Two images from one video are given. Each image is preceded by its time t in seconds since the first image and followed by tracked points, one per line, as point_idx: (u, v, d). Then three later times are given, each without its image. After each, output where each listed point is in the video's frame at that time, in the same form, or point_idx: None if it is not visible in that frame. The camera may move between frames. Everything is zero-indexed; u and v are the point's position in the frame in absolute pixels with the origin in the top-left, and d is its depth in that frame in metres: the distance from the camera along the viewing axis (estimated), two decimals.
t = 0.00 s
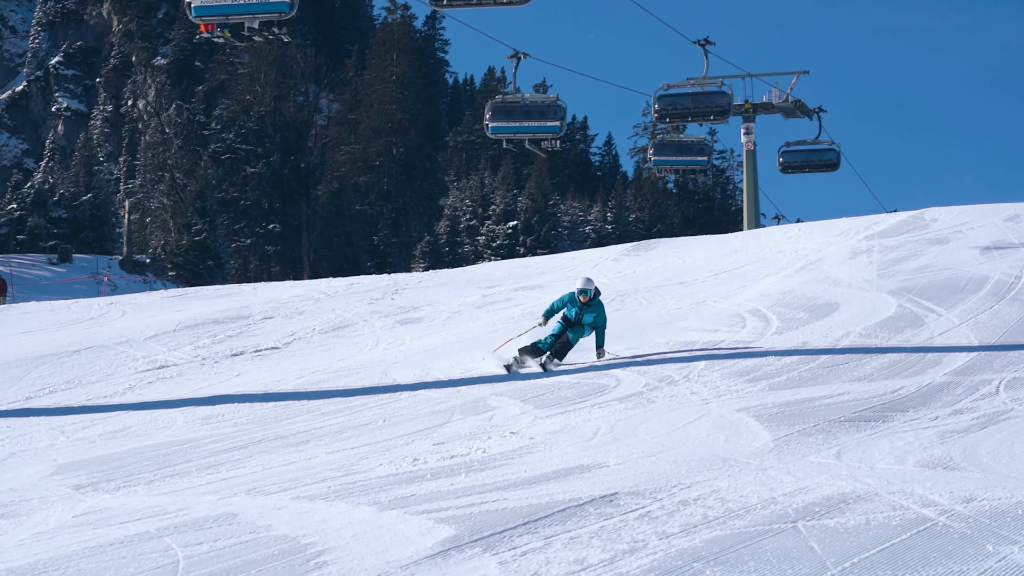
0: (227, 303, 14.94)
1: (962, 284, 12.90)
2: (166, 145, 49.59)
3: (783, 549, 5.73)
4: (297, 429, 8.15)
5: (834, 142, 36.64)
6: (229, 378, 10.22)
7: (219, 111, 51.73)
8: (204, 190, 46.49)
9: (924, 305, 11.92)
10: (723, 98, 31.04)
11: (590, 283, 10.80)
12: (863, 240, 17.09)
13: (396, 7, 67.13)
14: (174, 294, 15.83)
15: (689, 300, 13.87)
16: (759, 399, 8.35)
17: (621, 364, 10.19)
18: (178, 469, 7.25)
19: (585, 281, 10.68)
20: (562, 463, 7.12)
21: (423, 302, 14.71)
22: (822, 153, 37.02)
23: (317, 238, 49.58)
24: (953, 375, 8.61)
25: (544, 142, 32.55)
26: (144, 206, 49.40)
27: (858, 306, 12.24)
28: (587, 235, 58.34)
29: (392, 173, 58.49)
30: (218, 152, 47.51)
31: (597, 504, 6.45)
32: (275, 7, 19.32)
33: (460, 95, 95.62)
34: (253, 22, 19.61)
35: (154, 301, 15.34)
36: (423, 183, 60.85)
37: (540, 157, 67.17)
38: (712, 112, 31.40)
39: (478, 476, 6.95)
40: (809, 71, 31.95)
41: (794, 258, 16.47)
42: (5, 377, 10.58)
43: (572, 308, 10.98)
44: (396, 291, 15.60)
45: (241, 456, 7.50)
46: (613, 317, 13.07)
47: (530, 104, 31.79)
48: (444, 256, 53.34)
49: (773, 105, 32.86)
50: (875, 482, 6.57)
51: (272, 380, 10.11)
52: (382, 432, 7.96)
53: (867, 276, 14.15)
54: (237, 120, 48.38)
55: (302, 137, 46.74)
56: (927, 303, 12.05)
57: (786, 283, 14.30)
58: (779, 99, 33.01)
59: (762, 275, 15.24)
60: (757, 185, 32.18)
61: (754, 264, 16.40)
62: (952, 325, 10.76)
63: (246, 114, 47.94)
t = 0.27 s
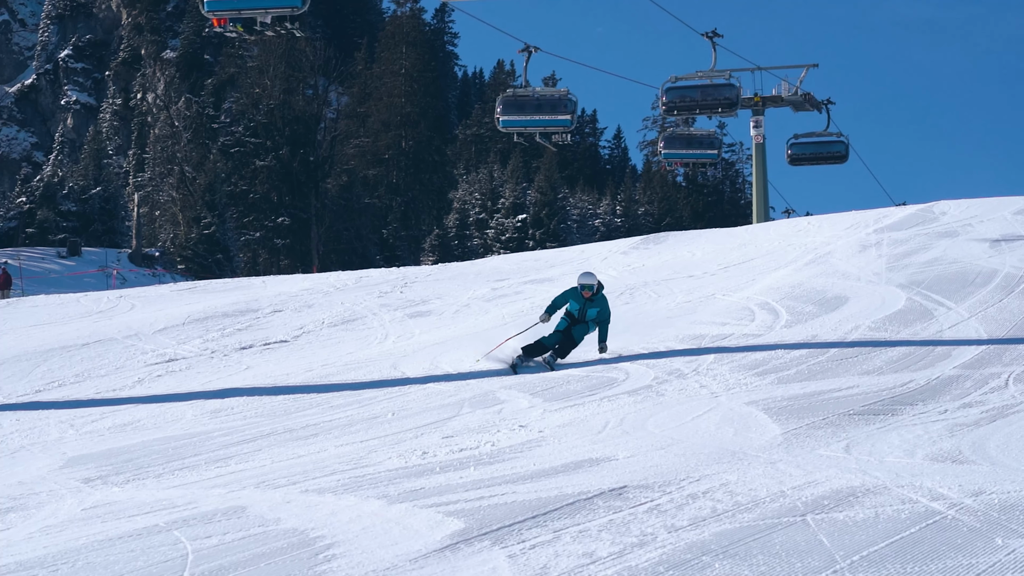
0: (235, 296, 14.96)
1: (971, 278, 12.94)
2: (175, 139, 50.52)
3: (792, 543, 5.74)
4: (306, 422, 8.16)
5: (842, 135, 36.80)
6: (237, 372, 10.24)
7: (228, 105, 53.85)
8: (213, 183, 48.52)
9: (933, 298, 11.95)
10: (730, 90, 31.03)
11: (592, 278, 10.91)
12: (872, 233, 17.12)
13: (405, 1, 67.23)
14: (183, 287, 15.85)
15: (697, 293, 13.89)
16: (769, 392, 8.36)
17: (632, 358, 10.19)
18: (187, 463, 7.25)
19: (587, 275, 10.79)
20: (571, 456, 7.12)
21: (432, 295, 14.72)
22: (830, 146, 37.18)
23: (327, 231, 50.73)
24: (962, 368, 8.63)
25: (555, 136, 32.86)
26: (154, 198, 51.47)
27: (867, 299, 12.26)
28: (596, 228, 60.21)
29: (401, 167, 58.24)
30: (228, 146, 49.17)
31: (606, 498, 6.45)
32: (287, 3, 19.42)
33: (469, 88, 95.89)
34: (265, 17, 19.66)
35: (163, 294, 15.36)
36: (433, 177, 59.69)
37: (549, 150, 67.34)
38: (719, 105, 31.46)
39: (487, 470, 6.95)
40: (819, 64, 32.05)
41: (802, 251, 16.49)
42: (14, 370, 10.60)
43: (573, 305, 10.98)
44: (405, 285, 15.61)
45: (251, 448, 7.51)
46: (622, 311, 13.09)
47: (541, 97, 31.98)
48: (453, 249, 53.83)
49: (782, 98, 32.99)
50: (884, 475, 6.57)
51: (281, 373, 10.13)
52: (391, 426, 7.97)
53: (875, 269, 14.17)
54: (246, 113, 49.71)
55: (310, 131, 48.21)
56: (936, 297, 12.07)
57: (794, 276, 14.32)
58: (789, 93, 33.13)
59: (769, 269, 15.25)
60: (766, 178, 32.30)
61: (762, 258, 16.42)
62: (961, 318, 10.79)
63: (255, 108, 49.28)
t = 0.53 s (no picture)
0: (239, 292, 14.97)
1: (975, 273, 12.96)
2: (179, 134, 53.10)
3: (795, 538, 5.74)
4: (310, 418, 8.16)
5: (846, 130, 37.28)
6: (241, 367, 10.25)
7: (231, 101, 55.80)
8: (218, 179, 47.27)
9: (937, 294, 11.98)
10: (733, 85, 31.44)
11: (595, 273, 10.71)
12: (876, 229, 17.15)
13: None
14: (188, 283, 15.87)
15: (701, 289, 13.90)
16: (772, 388, 8.38)
17: (638, 354, 10.21)
18: (191, 458, 7.25)
19: (590, 271, 10.62)
20: (575, 452, 7.13)
21: (437, 291, 14.73)
22: (833, 141, 37.71)
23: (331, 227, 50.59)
24: (966, 364, 8.65)
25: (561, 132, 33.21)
26: (159, 193, 53.35)
27: (871, 294, 12.29)
28: (600, 224, 59.55)
29: (406, 163, 59.21)
30: (232, 141, 50.09)
31: (610, 493, 6.45)
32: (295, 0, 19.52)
33: (473, 83, 96.16)
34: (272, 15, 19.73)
35: (167, 289, 15.38)
36: (438, 172, 62.08)
37: (553, 145, 67.48)
38: (722, 100, 31.83)
39: (491, 466, 6.95)
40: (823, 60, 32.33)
41: (806, 247, 16.50)
42: (18, 365, 10.60)
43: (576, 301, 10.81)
44: (409, 280, 15.62)
45: (254, 445, 7.51)
46: (627, 306, 13.11)
47: (548, 93, 32.35)
48: (457, 245, 54.15)
49: (787, 94, 33.14)
50: (888, 471, 6.57)
51: (285, 369, 10.14)
52: (395, 422, 7.97)
53: (879, 265, 14.20)
54: (251, 107, 50.01)
55: (314, 126, 48.74)
56: (940, 292, 12.10)
57: (798, 272, 14.33)
58: (793, 88, 33.28)
59: (772, 264, 15.26)
60: (770, 173, 32.46)
61: (766, 253, 16.43)
62: (965, 314, 10.82)
63: (259, 103, 49.50)
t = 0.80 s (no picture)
0: (241, 287, 14.97)
1: (977, 269, 12.99)
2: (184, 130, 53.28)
3: (797, 533, 5.74)
4: (312, 413, 8.17)
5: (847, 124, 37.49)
6: (243, 363, 10.25)
7: (233, 97, 56.95)
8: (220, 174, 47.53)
9: (939, 290, 12.01)
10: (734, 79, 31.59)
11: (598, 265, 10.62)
12: (878, 225, 17.19)
13: None
14: (189, 278, 15.87)
15: (704, 284, 13.90)
16: (774, 383, 8.39)
17: (641, 350, 10.23)
18: (193, 454, 7.25)
19: (593, 265, 10.53)
20: (576, 447, 7.13)
21: (439, 287, 14.72)
22: (835, 135, 37.91)
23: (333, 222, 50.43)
24: (968, 359, 8.67)
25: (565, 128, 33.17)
26: (161, 188, 54.08)
27: (873, 290, 12.31)
28: (603, 219, 59.52)
29: (408, 157, 60.27)
30: (235, 136, 50.53)
31: (612, 489, 6.46)
32: None
33: (475, 79, 96.21)
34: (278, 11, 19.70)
35: (169, 285, 15.37)
36: (440, 167, 63.39)
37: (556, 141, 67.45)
38: (723, 94, 31.95)
39: (493, 462, 6.95)
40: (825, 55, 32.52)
41: (808, 242, 16.51)
42: (20, 361, 10.60)
43: (581, 295, 10.73)
44: (411, 276, 15.62)
45: (256, 440, 7.51)
46: (629, 302, 13.13)
47: (552, 90, 32.35)
48: (459, 240, 53.69)
49: (789, 89, 33.19)
50: (890, 467, 6.58)
51: (288, 364, 10.15)
52: (398, 417, 7.97)
53: (881, 261, 14.21)
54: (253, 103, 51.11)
55: (317, 122, 49.42)
56: (942, 288, 12.13)
57: (800, 268, 14.34)
58: (795, 84, 33.32)
59: (775, 260, 15.25)
60: (772, 168, 32.53)
61: (768, 249, 16.43)
62: (967, 310, 10.84)
63: (261, 98, 50.55)
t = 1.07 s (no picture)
0: (238, 284, 14.95)
1: (973, 266, 13.04)
2: (179, 126, 53.17)
3: (793, 531, 5.74)
4: (308, 410, 8.17)
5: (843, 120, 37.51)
6: (240, 360, 10.25)
7: (230, 93, 57.26)
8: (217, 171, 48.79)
9: (936, 287, 12.06)
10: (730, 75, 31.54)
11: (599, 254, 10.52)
12: (874, 222, 17.25)
13: None
14: (186, 275, 15.85)
15: (700, 281, 13.93)
16: (770, 380, 8.42)
17: (637, 347, 10.25)
18: (189, 451, 7.24)
19: (595, 254, 10.43)
20: (573, 444, 7.13)
21: (435, 284, 14.71)
22: (831, 131, 38.00)
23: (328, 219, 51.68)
24: (964, 357, 8.70)
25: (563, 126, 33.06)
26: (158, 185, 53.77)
27: (870, 287, 12.36)
28: (599, 216, 59.64)
29: (405, 154, 61.44)
30: (230, 134, 50.40)
31: (607, 486, 6.46)
32: None
33: (472, 75, 96.30)
34: (278, 9, 19.64)
35: (166, 282, 15.37)
36: (436, 165, 64.59)
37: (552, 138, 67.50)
38: (719, 91, 31.91)
39: (489, 458, 6.95)
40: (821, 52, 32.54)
41: (805, 240, 16.54)
42: (16, 357, 10.59)
43: (585, 286, 10.68)
44: (408, 273, 15.61)
45: (252, 437, 7.50)
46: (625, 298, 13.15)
47: (550, 87, 32.30)
48: (456, 236, 54.53)
49: (786, 86, 33.27)
50: (886, 463, 6.59)
51: (284, 361, 10.15)
52: (394, 414, 7.97)
53: (877, 258, 14.26)
54: (249, 100, 51.41)
55: (314, 118, 50.70)
56: (938, 285, 12.18)
57: (797, 265, 14.35)
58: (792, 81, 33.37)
59: (771, 257, 15.29)
60: (768, 164, 32.70)
61: (764, 246, 16.46)
62: (963, 307, 10.87)
63: (258, 95, 51.16)
